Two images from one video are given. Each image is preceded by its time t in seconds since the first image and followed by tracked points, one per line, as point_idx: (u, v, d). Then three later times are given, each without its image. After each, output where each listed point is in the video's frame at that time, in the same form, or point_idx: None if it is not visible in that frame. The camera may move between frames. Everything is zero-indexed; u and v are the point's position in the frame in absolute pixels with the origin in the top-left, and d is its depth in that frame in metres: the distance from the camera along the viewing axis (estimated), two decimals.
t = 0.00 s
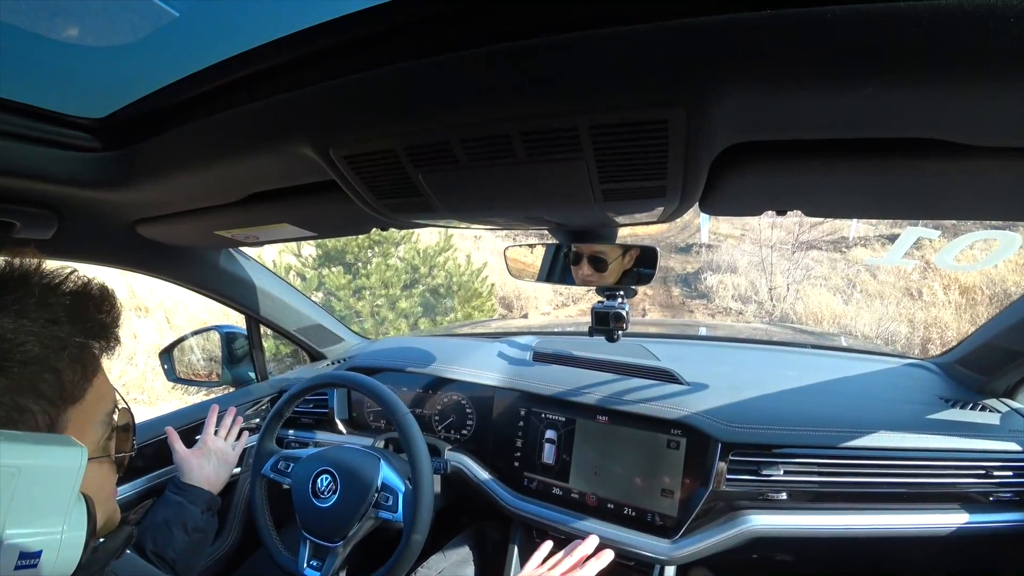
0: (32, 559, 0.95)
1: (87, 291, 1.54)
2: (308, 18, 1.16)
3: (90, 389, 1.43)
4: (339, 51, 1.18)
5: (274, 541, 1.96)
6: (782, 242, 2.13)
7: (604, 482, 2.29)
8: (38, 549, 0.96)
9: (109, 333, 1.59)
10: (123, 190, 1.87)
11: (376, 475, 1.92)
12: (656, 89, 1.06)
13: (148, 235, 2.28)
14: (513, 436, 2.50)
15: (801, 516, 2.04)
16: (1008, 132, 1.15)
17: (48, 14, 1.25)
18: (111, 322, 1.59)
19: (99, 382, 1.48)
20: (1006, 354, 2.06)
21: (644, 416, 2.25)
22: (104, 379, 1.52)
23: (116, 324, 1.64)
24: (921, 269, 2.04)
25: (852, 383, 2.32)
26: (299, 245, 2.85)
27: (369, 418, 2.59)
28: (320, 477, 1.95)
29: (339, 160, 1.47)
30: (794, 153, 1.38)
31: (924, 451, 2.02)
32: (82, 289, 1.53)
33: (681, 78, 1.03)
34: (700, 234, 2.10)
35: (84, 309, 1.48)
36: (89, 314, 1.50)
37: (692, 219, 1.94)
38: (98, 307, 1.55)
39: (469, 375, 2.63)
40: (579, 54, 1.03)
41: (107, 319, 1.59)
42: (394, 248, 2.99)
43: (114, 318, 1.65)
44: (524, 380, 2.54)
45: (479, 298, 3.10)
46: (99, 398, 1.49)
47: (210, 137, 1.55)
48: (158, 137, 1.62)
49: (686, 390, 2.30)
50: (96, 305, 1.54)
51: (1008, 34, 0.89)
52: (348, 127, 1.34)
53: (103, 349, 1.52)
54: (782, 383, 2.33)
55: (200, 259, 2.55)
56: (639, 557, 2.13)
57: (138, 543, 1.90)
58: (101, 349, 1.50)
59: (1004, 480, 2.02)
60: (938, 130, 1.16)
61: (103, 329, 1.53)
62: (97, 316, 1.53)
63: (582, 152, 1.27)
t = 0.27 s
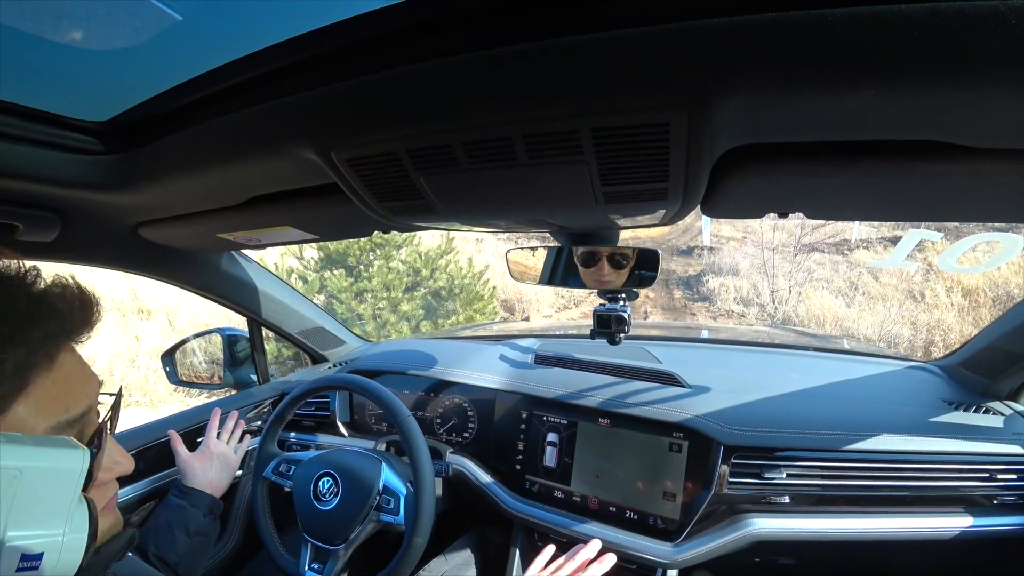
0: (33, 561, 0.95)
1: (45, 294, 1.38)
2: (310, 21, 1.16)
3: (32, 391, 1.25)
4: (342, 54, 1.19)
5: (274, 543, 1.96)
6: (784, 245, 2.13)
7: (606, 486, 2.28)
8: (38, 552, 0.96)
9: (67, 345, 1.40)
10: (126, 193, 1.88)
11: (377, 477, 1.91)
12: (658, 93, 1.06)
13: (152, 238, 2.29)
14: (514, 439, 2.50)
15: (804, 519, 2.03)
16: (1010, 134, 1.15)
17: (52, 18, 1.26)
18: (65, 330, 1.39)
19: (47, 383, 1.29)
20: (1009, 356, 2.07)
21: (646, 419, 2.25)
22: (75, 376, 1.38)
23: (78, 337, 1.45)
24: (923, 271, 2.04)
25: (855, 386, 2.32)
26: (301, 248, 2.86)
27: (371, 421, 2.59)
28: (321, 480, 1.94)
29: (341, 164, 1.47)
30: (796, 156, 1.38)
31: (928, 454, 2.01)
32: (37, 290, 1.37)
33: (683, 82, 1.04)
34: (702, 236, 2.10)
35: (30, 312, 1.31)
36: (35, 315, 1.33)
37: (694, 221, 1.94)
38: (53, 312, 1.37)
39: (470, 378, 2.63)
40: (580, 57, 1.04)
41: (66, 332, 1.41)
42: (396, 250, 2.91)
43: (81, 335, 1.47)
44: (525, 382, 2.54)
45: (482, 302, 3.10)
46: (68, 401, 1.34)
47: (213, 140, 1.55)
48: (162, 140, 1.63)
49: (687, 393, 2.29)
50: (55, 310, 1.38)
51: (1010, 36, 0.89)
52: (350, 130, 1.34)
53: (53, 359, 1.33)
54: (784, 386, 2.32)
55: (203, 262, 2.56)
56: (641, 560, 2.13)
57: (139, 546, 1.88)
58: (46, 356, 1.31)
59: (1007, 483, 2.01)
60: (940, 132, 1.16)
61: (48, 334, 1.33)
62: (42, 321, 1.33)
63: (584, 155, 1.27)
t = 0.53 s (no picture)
0: (34, 563, 0.95)
1: (50, 311, 1.63)
2: (312, 23, 1.17)
3: (35, 406, 1.51)
4: (343, 56, 1.19)
5: (275, 546, 1.96)
6: (785, 247, 2.13)
7: (607, 489, 2.27)
8: (39, 553, 0.96)
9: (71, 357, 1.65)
10: (127, 196, 1.88)
11: (377, 480, 1.91)
12: (658, 94, 1.06)
13: (152, 241, 2.29)
14: (515, 442, 2.49)
15: (806, 522, 2.03)
16: (1011, 135, 1.15)
17: (56, 20, 1.27)
18: (70, 344, 1.64)
19: (47, 399, 1.54)
20: (1012, 358, 2.06)
21: (647, 421, 2.24)
22: (71, 395, 1.61)
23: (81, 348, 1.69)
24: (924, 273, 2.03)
25: (857, 388, 2.31)
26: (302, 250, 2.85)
27: (372, 423, 2.59)
28: (321, 483, 1.94)
29: (342, 166, 1.47)
30: (797, 158, 1.38)
31: (930, 457, 2.00)
32: (45, 307, 1.62)
33: (683, 83, 1.04)
34: (703, 239, 2.10)
35: (36, 331, 1.56)
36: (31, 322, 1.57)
37: (695, 224, 1.94)
38: (56, 329, 1.61)
39: (471, 380, 2.62)
40: (580, 59, 1.04)
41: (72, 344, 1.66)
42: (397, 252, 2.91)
43: (87, 343, 1.73)
44: (526, 385, 2.54)
45: (482, 304, 3.11)
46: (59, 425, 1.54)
47: (214, 143, 1.56)
48: (163, 142, 1.63)
49: (688, 395, 2.29)
50: (58, 326, 1.63)
51: (1009, 38, 0.89)
52: (350, 132, 1.34)
53: (57, 372, 1.58)
54: (785, 388, 2.31)
55: (203, 264, 2.56)
56: (643, 563, 2.12)
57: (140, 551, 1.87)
58: (50, 371, 1.56)
59: (1010, 486, 2.00)
60: (941, 133, 1.16)
61: (55, 350, 1.59)
62: (47, 341, 1.57)
63: (585, 157, 1.27)
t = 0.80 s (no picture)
0: (33, 565, 0.94)
1: (108, 318, 1.52)
2: (313, 25, 1.18)
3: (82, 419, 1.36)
4: (343, 59, 1.20)
5: (276, 548, 1.96)
6: (786, 248, 2.13)
7: (608, 491, 2.27)
8: (39, 555, 0.95)
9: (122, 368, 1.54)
10: (128, 198, 1.89)
11: (377, 481, 1.91)
12: (658, 97, 1.06)
13: (153, 242, 2.29)
14: (516, 444, 2.49)
15: (807, 524, 2.02)
16: (1011, 138, 1.15)
17: (57, 23, 1.28)
18: (122, 355, 1.53)
19: (98, 409, 1.43)
20: (1014, 360, 2.06)
21: (647, 424, 2.24)
22: (115, 407, 1.49)
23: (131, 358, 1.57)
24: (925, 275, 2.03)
25: (858, 390, 2.31)
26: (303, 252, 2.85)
27: (372, 425, 2.59)
28: (321, 484, 1.94)
29: (342, 168, 1.47)
30: (796, 160, 1.38)
31: (931, 459, 2.00)
32: (104, 315, 1.51)
33: (683, 86, 1.04)
34: (704, 241, 2.10)
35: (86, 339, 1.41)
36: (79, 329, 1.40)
37: (695, 226, 1.94)
38: (116, 338, 1.51)
39: (471, 382, 2.63)
40: (581, 63, 1.04)
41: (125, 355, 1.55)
42: (398, 254, 2.89)
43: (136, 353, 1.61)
44: (526, 387, 2.54)
45: (483, 306, 3.13)
46: (102, 435, 1.43)
47: (215, 145, 1.56)
48: (163, 145, 1.64)
49: (689, 397, 2.29)
50: (117, 336, 1.52)
51: (1007, 40, 0.89)
52: (351, 135, 1.34)
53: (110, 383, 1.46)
54: (786, 391, 2.31)
55: (204, 266, 2.56)
56: (643, 566, 2.12)
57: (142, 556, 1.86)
58: (107, 382, 1.45)
59: (1012, 489, 1.99)
60: (940, 136, 1.16)
61: (114, 362, 1.47)
62: (107, 350, 1.46)
63: (585, 160, 1.27)
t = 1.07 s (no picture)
0: (33, 567, 0.88)
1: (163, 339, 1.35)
2: (314, 26, 1.18)
3: (112, 431, 1.21)
4: (344, 60, 1.20)
5: (275, 550, 1.95)
6: (787, 250, 2.13)
7: (608, 493, 2.27)
8: (39, 558, 0.89)
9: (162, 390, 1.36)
10: (127, 199, 1.89)
11: (377, 482, 1.91)
12: (659, 99, 1.06)
13: (153, 244, 2.29)
14: (516, 446, 2.49)
15: (807, 526, 2.02)
16: (1011, 139, 1.15)
17: (58, 23, 1.28)
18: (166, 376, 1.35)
19: (130, 423, 1.26)
20: (1014, 362, 2.06)
21: (647, 425, 2.24)
22: (146, 423, 1.33)
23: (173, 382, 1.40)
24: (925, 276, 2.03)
25: (857, 392, 2.31)
26: (303, 254, 2.85)
27: (372, 427, 2.59)
28: (321, 486, 1.93)
29: (342, 170, 1.47)
30: (796, 162, 1.38)
31: (932, 461, 2.00)
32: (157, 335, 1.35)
33: (683, 87, 1.04)
34: (704, 243, 2.10)
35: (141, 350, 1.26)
36: (132, 338, 1.26)
37: (695, 228, 1.94)
38: (164, 357, 1.33)
39: (471, 384, 2.63)
40: (582, 64, 1.04)
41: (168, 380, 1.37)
42: (399, 254, 3.02)
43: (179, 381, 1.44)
44: (525, 388, 2.54)
45: (482, 308, 3.19)
46: (124, 449, 1.25)
47: (215, 146, 1.56)
48: (163, 146, 1.64)
49: (689, 399, 2.29)
50: (167, 357, 1.35)
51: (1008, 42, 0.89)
52: (351, 137, 1.34)
53: (147, 402, 1.28)
54: (786, 393, 2.31)
55: (204, 268, 2.56)
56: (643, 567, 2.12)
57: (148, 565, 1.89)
58: (144, 399, 1.27)
59: (1012, 490, 1.99)
60: (941, 137, 1.16)
61: (156, 380, 1.30)
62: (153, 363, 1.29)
63: (585, 161, 1.27)
